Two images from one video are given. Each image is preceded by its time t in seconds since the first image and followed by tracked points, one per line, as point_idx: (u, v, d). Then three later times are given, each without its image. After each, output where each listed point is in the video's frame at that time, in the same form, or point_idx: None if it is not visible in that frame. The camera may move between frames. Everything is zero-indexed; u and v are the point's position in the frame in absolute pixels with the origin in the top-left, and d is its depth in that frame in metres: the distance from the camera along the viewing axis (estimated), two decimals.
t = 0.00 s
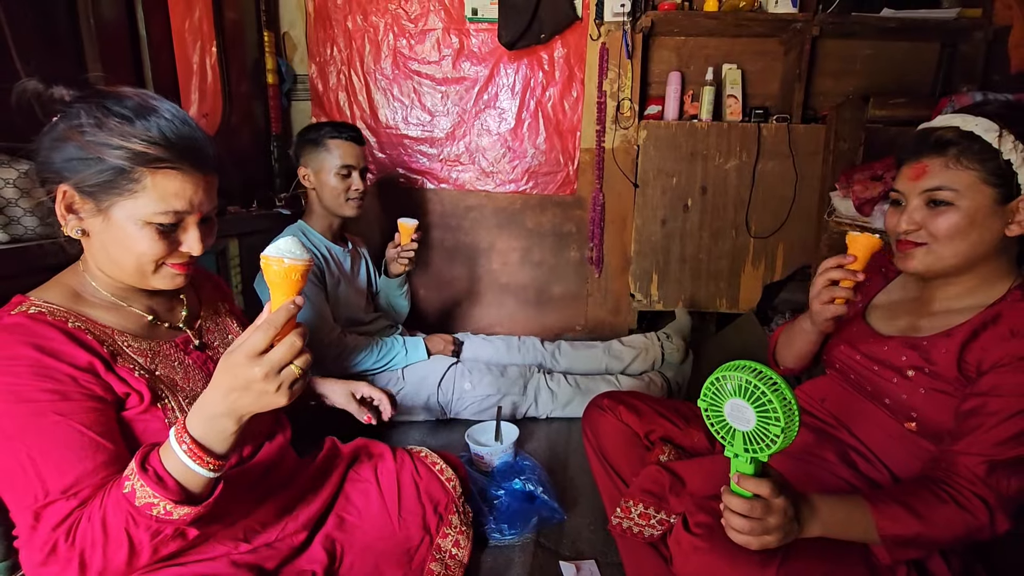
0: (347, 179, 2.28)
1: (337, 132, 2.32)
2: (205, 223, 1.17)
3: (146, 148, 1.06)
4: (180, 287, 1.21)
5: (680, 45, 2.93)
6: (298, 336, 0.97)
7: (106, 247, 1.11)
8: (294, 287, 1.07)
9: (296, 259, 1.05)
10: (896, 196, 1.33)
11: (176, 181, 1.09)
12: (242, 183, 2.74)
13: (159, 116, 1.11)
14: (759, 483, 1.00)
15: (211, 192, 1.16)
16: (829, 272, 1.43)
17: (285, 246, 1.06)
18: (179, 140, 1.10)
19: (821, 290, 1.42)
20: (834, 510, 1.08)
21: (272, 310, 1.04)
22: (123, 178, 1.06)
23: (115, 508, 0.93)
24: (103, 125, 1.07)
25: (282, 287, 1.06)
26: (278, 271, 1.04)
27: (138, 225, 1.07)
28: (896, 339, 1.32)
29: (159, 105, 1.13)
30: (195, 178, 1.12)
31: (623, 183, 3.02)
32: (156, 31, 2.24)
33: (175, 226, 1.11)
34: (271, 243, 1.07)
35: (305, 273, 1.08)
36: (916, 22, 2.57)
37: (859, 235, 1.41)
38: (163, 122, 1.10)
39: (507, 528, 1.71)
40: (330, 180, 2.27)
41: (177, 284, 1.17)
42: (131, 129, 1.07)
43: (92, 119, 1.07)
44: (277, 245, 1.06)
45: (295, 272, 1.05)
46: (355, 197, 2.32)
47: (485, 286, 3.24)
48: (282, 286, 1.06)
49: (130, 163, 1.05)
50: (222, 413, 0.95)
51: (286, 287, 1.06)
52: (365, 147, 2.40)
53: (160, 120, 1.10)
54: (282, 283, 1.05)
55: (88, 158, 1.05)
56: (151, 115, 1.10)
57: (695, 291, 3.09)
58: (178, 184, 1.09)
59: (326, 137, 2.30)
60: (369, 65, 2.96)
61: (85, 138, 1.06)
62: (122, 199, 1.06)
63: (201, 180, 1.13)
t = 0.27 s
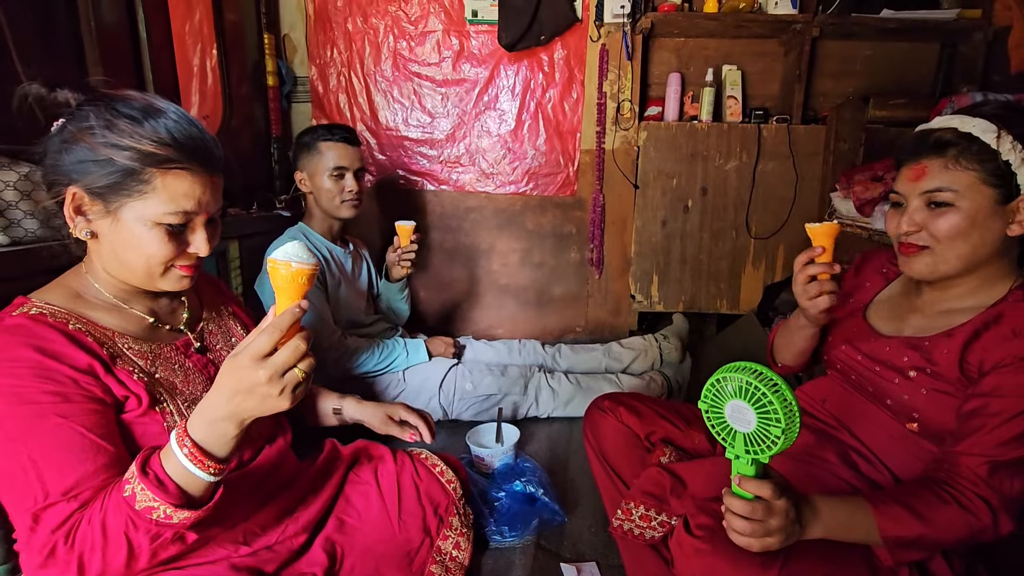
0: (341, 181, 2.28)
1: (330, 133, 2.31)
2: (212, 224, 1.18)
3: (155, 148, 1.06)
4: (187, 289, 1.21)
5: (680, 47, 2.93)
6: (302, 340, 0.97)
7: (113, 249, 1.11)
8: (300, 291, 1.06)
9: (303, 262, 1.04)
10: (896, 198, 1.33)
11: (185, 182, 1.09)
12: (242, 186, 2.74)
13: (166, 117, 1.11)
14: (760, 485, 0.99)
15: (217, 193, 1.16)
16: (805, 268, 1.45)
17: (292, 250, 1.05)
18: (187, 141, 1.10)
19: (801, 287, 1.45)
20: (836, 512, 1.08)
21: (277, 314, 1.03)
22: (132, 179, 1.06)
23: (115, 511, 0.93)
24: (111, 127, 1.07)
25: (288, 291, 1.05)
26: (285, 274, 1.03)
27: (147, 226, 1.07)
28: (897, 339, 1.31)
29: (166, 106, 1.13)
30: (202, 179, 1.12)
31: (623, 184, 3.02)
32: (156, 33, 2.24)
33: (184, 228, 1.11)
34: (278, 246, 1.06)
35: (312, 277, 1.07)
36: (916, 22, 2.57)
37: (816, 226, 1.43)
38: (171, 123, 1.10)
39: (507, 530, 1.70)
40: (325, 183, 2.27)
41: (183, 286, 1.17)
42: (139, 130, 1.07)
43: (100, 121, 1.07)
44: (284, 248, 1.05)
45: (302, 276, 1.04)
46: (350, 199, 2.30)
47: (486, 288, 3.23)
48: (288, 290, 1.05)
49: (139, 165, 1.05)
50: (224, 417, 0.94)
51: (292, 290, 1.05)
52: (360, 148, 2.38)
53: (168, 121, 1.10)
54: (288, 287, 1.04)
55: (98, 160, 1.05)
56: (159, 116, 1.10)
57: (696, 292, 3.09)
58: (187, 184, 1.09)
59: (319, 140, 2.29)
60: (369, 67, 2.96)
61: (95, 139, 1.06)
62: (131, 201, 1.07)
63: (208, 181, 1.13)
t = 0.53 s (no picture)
0: (335, 183, 2.27)
1: (323, 134, 2.30)
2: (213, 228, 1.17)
3: (158, 152, 1.06)
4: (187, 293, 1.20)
5: (680, 47, 2.93)
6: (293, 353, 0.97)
7: (113, 253, 1.10)
8: (292, 303, 1.06)
9: (295, 273, 1.04)
10: (898, 200, 1.33)
11: (187, 185, 1.09)
12: (242, 187, 2.74)
13: (168, 120, 1.10)
14: (762, 487, 0.99)
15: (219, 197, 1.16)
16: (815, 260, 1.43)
17: (284, 261, 1.05)
18: (189, 144, 1.10)
19: (809, 277, 1.42)
20: (840, 514, 1.06)
21: (269, 326, 1.03)
22: (135, 182, 1.05)
23: (104, 521, 0.93)
24: (114, 129, 1.06)
25: (279, 303, 1.05)
26: (277, 286, 1.03)
27: (149, 230, 1.07)
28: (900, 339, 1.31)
29: (167, 108, 1.13)
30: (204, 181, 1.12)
31: (623, 185, 3.01)
32: (156, 35, 2.24)
33: (186, 231, 1.10)
34: (271, 257, 1.06)
35: (305, 288, 1.07)
36: (917, 22, 2.56)
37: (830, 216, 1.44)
38: (173, 126, 1.10)
39: (508, 532, 1.70)
40: (320, 186, 2.27)
41: (185, 290, 1.17)
42: (142, 133, 1.07)
43: (103, 123, 1.06)
44: (277, 260, 1.05)
45: (294, 287, 1.04)
46: (345, 201, 2.29)
47: (486, 289, 3.23)
48: (280, 302, 1.05)
49: (143, 167, 1.05)
50: (215, 428, 0.94)
51: (284, 303, 1.05)
52: (355, 148, 2.37)
53: (170, 123, 1.10)
54: (280, 298, 1.04)
55: (100, 162, 1.05)
56: (161, 118, 1.10)
57: (697, 293, 3.08)
58: (189, 187, 1.09)
59: (313, 143, 2.29)
60: (369, 68, 2.96)
61: (97, 142, 1.06)
62: (134, 204, 1.06)
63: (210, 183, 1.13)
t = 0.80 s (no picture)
0: (333, 185, 2.28)
1: (321, 136, 2.30)
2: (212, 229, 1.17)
3: (154, 154, 1.06)
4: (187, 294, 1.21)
5: (681, 48, 2.93)
6: (295, 356, 0.97)
7: (113, 256, 1.11)
8: (295, 305, 1.06)
9: (297, 277, 1.04)
10: (899, 200, 1.33)
11: (184, 187, 1.09)
12: (243, 189, 2.75)
13: (165, 122, 1.10)
14: (763, 489, 0.98)
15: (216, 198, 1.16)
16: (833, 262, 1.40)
17: (286, 264, 1.05)
18: (186, 145, 1.10)
19: (825, 279, 1.39)
20: (842, 516, 1.06)
21: (272, 329, 1.03)
22: (132, 186, 1.05)
23: (108, 523, 0.93)
24: (110, 133, 1.06)
25: (282, 306, 1.05)
26: (279, 289, 1.03)
27: (147, 233, 1.07)
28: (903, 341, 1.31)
29: (164, 110, 1.13)
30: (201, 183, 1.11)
31: (624, 186, 3.02)
32: (157, 37, 2.24)
33: (184, 234, 1.11)
34: (272, 260, 1.06)
35: (307, 291, 1.07)
36: (918, 22, 2.57)
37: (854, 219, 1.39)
38: (169, 127, 1.10)
39: (509, 533, 1.70)
40: (319, 188, 2.27)
41: (184, 291, 1.18)
42: (138, 136, 1.07)
43: (99, 127, 1.06)
44: (278, 263, 1.05)
45: (297, 291, 1.04)
46: (343, 202, 2.29)
47: (487, 290, 3.23)
48: (283, 305, 1.05)
49: (139, 171, 1.05)
50: (216, 431, 0.94)
51: (286, 306, 1.05)
52: (352, 149, 2.36)
53: (166, 125, 1.10)
54: (283, 302, 1.04)
55: (98, 167, 1.05)
56: (157, 120, 1.10)
57: (698, 294, 3.08)
58: (186, 189, 1.09)
59: (311, 145, 2.29)
60: (370, 70, 2.96)
61: (95, 146, 1.06)
62: (131, 208, 1.06)
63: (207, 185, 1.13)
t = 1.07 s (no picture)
0: (336, 185, 2.28)
1: (323, 137, 2.31)
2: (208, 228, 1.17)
3: (149, 150, 1.07)
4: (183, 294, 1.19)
5: (682, 49, 2.93)
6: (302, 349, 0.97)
7: (109, 252, 1.10)
8: (299, 301, 1.06)
9: (300, 272, 1.04)
10: (901, 202, 1.33)
11: (179, 183, 1.09)
12: (245, 190, 2.75)
13: (165, 122, 1.11)
14: (766, 490, 0.99)
15: (213, 198, 1.16)
16: (838, 267, 1.39)
17: (289, 259, 1.05)
18: (183, 144, 1.11)
19: (831, 285, 1.38)
20: (846, 517, 1.06)
21: (278, 324, 1.03)
22: (125, 180, 1.06)
23: (120, 518, 0.93)
24: (109, 129, 1.07)
25: (286, 301, 1.05)
26: (283, 284, 1.03)
27: (141, 228, 1.07)
28: (905, 341, 1.31)
29: (165, 111, 1.14)
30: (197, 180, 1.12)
31: (626, 186, 3.03)
32: (159, 39, 2.25)
33: (178, 230, 1.10)
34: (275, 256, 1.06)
35: (310, 286, 1.08)
36: (919, 23, 2.57)
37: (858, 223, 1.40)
38: (169, 126, 1.11)
39: (512, 533, 1.70)
40: (322, 189, 2.28)
41: (181, 291, 1.17)
42: (136, 133, 1.07)
43: (98, 124, 1.07)
44: (281, 258, 1.05)
45: (300, 285, 1.04)
46: (347, 203, 2.30)
47: (488, 291, 3.23)
48: (288, 300, 1.05)
49: (134, 165, 1.05)
50: (225, 427, 0.94)
51: (291, 300, 1.05)
52: (356, 151, 2.37)
53: (166, 124, 1.11)
54: (287, 296, 1.04)
55: (94, 161, 1.05)
56: (157, 120, 1.11)
57: (699, 294, 3.08)
58: (181, 186, 1.09)
59: (315, 146, 2.29)
60: (371, 71, 2.97)
61: (93, 142, 1.07)
62: (126, 202, 1.06)
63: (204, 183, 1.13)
